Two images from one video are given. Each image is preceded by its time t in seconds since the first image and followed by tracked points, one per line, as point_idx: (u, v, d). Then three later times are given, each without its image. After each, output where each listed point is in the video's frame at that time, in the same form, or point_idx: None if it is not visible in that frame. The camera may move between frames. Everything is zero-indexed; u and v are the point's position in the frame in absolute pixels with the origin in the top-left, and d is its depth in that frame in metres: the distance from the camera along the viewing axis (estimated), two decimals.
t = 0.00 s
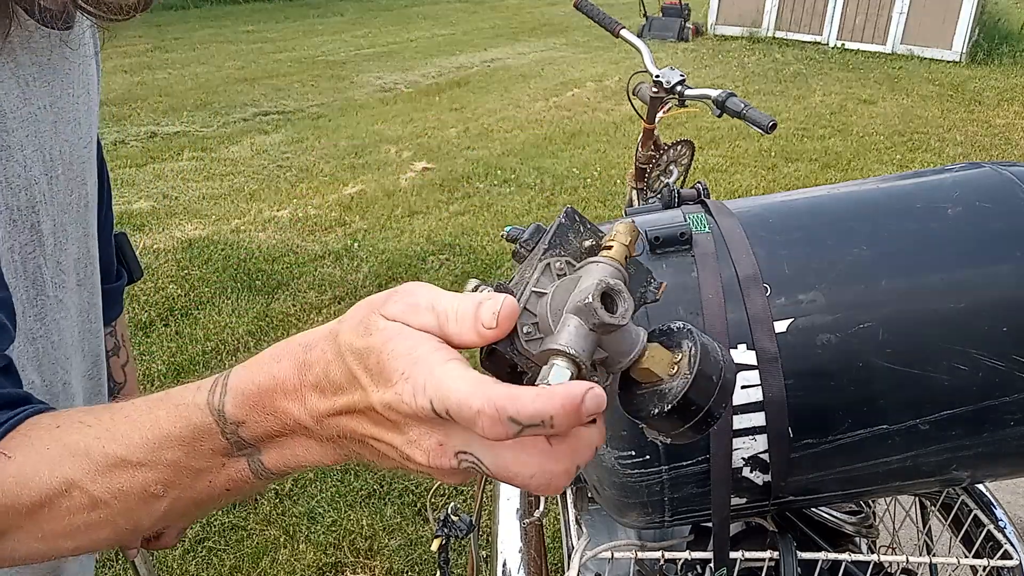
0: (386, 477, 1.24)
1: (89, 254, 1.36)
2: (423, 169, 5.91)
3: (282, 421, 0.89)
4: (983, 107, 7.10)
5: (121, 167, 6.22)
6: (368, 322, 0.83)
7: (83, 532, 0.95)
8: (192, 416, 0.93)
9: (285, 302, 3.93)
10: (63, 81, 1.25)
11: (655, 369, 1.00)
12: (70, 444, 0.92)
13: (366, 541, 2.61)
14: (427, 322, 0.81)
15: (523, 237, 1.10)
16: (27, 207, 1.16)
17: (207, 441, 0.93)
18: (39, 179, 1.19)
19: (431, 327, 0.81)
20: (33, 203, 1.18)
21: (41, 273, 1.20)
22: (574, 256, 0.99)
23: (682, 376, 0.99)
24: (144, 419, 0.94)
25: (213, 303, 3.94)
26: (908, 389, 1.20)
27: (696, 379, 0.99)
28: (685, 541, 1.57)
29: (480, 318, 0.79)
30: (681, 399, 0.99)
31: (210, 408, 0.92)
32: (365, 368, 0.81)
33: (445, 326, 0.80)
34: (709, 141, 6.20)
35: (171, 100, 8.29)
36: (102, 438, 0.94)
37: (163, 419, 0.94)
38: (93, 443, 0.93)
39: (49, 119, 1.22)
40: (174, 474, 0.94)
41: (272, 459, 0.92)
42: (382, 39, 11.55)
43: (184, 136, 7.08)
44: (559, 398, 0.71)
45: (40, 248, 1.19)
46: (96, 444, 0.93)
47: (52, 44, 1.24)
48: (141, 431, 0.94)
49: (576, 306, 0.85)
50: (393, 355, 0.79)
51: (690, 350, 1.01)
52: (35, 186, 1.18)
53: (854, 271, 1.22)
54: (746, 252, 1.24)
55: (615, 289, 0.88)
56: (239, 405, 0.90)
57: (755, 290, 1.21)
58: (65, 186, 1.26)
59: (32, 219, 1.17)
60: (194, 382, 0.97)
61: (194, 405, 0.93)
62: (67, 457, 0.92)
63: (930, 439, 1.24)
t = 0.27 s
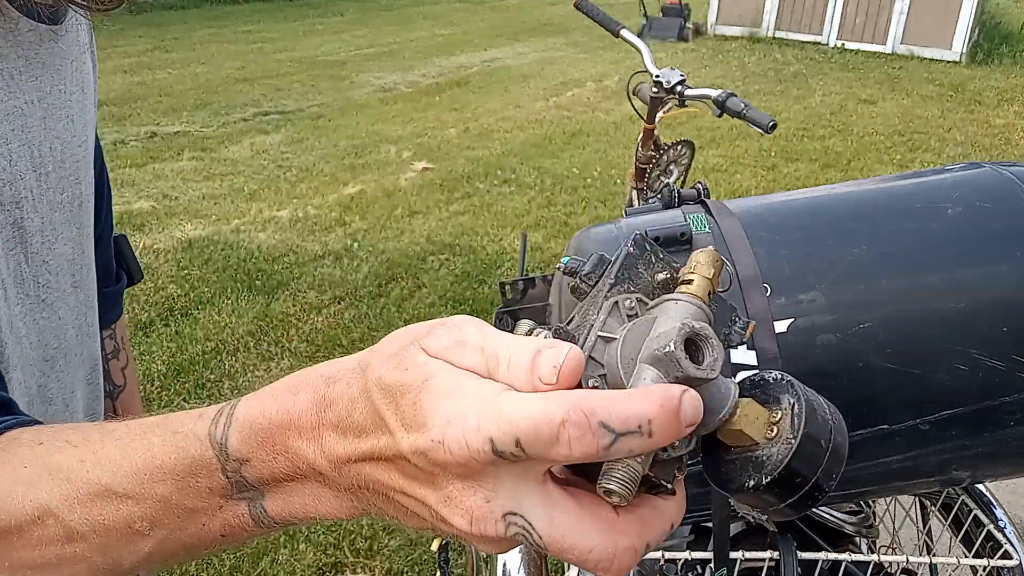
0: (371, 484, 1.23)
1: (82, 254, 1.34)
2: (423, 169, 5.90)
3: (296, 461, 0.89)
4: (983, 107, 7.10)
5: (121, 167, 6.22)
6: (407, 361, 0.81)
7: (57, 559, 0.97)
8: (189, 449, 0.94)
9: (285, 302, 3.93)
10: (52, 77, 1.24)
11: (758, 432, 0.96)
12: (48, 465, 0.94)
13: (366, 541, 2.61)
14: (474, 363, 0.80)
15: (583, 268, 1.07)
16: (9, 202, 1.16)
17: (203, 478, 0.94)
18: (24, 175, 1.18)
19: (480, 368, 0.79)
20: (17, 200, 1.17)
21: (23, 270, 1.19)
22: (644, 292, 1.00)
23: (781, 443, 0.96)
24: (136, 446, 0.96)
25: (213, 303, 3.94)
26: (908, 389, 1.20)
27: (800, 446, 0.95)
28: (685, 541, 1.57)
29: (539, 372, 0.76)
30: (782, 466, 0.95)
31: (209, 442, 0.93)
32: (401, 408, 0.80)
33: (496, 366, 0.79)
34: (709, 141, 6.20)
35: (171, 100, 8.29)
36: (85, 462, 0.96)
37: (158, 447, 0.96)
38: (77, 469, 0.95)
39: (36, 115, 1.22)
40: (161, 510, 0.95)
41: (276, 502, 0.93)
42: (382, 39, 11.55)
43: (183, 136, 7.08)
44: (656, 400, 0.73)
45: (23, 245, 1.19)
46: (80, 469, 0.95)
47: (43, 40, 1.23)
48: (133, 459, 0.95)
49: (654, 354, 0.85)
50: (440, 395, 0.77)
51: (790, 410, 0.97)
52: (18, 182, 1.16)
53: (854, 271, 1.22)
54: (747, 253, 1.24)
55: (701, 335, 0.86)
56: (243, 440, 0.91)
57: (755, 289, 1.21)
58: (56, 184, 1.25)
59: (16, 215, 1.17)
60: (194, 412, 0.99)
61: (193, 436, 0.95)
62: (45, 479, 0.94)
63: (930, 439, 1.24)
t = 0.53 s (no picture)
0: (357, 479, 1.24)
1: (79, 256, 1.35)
2: (423, 169, 5.90)
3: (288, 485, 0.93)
4: (983, 107, 7.10)
5: (121, 167, 6.22)
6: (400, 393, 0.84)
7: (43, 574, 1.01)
8: (177, 468, 1.00)
9: (284, 302, 3.93)
10: (53, 77, 1.24)
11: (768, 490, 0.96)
12: (38, 477, 0.99)
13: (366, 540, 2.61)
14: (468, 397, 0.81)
15: (599, 296, 1.02)
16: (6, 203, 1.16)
17: (192, 499, 0.99)
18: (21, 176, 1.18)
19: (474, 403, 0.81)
20: (13, 200, 1.17)
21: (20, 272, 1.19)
22: (660, 327, 0.97)
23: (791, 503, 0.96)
24: (125, 462, 1.01)
25: (213, 303, 3.93)
26: (908, 389, 1.20)
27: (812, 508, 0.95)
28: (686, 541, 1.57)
29: (534, 415, 0.76)
30: (794, 527, 0.95)
31: (198, 462, 0.99)
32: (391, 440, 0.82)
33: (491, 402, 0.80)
34: (709, 141, 6.19)
35: (171, 100, 8.29)
36: (73, 477, 1.00)
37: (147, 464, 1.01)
38: (67, 484, 1.00)
39: (36, 115, 1.21)
40: (148, 530, 0.99)
41: (265, 526, 0.98)
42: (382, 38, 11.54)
43: (183, 136, 7.08)
44: (653, 471, 0.73)
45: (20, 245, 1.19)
46: (67, 484, 1.00)
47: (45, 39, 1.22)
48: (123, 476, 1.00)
49: (657, 401, 0.81)
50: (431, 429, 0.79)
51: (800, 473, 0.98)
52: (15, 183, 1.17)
53: (854, 271, 1.22)
54: (747, 253, 1.24)
55: (712, 381, 0.81)
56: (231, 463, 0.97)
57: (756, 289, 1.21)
58: (54, 184, 1.25)
59: (14, 215, 1.18)
60: (186, 430, 1.05)
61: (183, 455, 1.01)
62: (33, 494, 0.99)
63: (930, 439, 1.23)
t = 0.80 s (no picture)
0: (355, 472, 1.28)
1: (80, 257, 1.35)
2: (423, 169, 5.90)
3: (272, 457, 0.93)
4: (983, 107, 7.10)
5: (121, 167, 6.21)
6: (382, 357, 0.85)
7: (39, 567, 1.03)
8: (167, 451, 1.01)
9: (284, 302, 3.93)
10: (53, 78, 1.24)
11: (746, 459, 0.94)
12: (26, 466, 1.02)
13: (366, 541, 2.61)
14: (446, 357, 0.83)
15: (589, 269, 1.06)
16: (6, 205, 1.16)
17: (180, 483, 1.00)
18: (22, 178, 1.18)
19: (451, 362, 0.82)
20: (14, 202, 1.17)
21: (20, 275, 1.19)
22: (648, 292, 1.02)
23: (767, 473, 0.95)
24: (116, 449, 1.03)
25: (213, 303, 3.93)
26: (907, 388, 1.20)
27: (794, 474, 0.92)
28: (687, 541, 1.57)
29: (500, 364, 0.79)
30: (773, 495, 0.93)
31: (187, 444, 0.99)
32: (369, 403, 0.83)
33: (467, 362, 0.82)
34: (709, 141, 6.19)
35: (171, 100, 8.28)
36: (63, 466, 1.03)
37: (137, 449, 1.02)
38: (57, 472, 1.02)
39: (36, 116, 1.21)
40: (136, 516, 1.01)
41: (253, 510, 0.97)
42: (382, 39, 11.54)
43: (183, 136, 7.08)
44: (603, 446, 0.69)
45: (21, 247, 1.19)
46: (57, 473, 1.02)
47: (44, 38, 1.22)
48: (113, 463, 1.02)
49: (630, 352, 0.83)
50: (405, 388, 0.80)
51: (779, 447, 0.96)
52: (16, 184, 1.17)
53: (853, 271, 1.22)
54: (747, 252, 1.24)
55: (686, 333, 0.84)
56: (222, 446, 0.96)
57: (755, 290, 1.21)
58: (53, 184, 1.25)
59: (14, 217, 1.17)
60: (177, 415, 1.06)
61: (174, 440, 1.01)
62: (23, 485, 1.01)
63: (931, 439, 1.23)
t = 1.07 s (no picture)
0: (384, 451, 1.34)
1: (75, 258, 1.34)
2: (423, 169, 5.90)
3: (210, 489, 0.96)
4: (983, 107, 7.10)
5: (120, 167, 6.21)
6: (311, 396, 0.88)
7: None
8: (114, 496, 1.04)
9: (284, 302, 3.93)
10: (49, 78, 1.24)
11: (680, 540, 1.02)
12: None
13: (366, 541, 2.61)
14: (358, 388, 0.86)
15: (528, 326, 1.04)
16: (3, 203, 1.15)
17: (123, 529, 1.04)
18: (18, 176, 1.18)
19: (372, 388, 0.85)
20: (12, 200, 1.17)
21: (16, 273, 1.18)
22: (589, 347, 0.98)
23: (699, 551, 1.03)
24: (61, 488, 1.05)
25: (213, 303, 3.93)
26: (907, 389, 1.20)
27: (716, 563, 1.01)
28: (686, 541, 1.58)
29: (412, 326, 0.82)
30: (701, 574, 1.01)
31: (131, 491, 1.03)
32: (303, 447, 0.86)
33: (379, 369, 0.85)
34: (709, 141, 6.19)
35: (171, 100, 8.28)
36: (10, 501, 1.05)
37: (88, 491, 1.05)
38: (5, 509, 1.04)
39: (33, 113, 1.21)
40: (78, 558, 1.04)
41: (195, 559, 1.02)
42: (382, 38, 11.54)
43: (183, 136, 7.08)
44: (511, 550, 0.65)
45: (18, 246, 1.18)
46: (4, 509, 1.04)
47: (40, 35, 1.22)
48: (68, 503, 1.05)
49: (551, 437, 0.83)
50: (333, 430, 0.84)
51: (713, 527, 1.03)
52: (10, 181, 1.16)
53: (854, 270, 1.22)
54: (747, 252, 1.24)
55: (607, 415, 0.83)
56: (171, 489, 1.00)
57: (755, 290, 1.21)
58: (49, 184, 1.25)
59: (11, 216, 1.16)
60: (123, 455, 1.08)
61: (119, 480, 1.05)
62: None
63: (931, 439, 1.23)
